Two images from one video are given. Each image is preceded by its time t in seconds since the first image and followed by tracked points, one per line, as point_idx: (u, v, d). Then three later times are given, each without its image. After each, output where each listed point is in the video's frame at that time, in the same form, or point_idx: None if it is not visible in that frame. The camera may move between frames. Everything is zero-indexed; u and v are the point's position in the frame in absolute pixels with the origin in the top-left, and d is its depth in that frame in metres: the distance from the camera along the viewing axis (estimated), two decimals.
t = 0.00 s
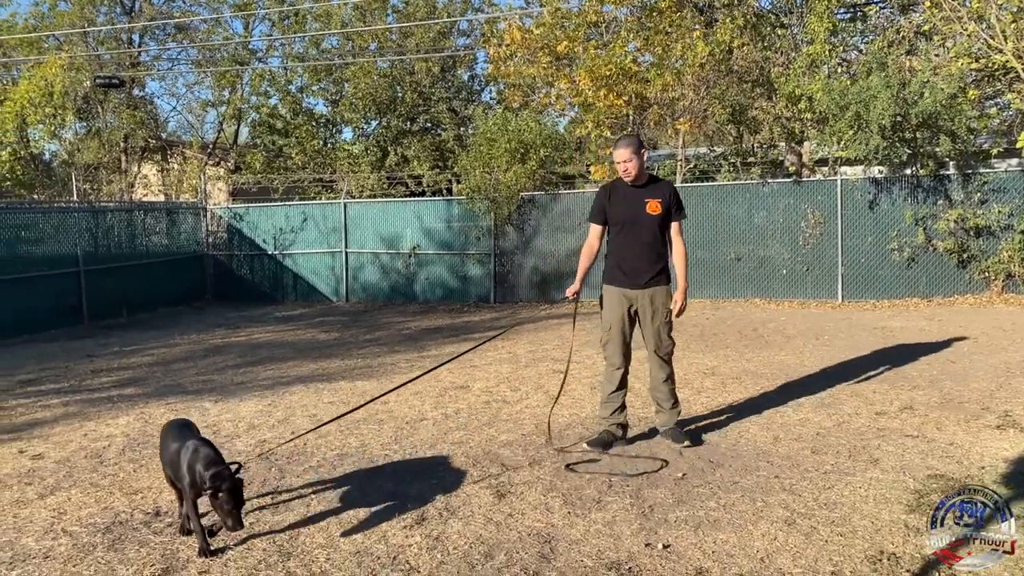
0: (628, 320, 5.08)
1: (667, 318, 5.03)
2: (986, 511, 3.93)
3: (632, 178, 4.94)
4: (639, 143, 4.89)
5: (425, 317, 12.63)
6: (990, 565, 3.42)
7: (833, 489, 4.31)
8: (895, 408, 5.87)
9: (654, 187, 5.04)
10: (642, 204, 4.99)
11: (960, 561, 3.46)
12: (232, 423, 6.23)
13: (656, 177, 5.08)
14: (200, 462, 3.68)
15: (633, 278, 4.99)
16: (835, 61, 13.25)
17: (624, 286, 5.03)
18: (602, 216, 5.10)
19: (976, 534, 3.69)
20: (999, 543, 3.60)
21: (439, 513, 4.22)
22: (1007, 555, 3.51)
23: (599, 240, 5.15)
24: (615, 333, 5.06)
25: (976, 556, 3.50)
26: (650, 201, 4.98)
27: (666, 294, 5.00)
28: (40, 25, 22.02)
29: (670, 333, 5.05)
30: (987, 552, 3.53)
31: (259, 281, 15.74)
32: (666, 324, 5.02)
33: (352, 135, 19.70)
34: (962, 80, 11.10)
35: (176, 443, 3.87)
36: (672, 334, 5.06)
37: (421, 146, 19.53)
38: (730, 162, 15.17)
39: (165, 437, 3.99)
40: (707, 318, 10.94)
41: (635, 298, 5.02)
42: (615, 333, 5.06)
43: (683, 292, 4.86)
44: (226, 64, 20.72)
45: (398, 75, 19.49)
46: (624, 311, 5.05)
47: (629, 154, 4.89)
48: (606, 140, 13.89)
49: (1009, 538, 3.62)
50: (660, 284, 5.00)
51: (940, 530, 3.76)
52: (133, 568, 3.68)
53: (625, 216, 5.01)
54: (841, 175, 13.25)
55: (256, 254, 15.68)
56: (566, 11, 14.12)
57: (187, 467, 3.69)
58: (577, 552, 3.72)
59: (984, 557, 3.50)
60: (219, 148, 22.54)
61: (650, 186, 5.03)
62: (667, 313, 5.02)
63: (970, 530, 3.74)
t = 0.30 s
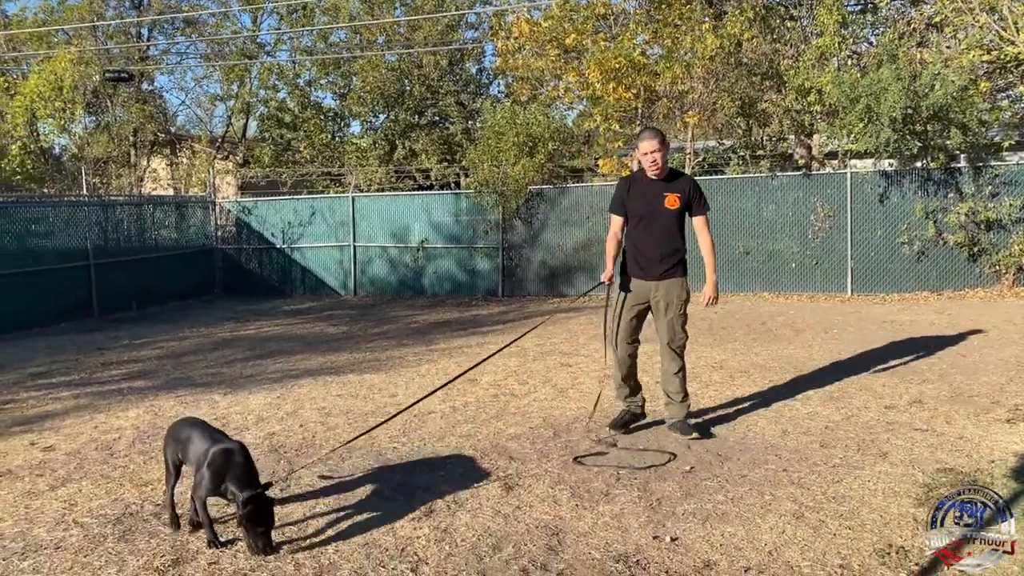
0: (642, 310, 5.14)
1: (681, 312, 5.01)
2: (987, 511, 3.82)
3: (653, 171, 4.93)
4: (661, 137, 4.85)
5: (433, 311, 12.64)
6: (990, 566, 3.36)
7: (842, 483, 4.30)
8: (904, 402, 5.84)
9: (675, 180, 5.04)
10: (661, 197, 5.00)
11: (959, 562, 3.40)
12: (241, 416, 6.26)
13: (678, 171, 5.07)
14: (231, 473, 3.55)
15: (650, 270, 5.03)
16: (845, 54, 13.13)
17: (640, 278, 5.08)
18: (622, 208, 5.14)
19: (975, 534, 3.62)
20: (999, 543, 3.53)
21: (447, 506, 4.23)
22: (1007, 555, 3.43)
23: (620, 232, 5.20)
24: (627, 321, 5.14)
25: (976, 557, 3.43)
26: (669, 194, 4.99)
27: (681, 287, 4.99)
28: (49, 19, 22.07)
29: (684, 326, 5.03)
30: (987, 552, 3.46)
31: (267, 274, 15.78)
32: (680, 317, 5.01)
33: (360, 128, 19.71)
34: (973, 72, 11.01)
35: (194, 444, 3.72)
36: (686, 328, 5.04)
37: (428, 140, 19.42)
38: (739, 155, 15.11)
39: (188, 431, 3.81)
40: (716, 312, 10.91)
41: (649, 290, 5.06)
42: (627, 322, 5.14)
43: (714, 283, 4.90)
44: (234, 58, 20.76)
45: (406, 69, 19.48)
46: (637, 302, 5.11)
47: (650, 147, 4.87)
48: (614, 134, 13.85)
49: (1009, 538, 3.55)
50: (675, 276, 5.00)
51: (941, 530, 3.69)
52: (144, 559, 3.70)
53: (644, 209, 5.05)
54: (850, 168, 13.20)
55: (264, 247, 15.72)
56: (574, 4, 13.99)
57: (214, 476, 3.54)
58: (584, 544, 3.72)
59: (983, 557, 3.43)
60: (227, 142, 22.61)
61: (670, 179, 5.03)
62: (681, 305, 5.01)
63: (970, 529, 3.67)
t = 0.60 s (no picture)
0: (650, 305, 5.16)
1: (687, 305, 5.01)
2: (987, 510, 3.76)
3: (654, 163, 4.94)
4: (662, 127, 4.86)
5: (443, 304, 12.67)
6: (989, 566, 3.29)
7: (852, 476, 4.30)
8: (916, 396, 5.81)
9: (675, 173, 5.05)
10: (661, 190, 5.00)
11: (959, 562, 3.34)
12: (252, 408, 6.29)
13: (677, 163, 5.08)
14: (257, 476, 3.44)
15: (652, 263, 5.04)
16: (857, 45, 12.96)
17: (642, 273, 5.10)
18: (622, 202, 5.12)
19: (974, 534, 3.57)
20: (998, 543, 3.47)
21: (456, 498, 4.24)
22: (1007, 555, 3.38)
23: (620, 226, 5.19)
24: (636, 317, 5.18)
25: (975, 556, 3.37)
26: (669, 187, 4.99)
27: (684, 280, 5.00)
28: (61, 13, 22.14)
29: (691, 319, 5.03)
30: (986, 552, 3.40)
31: (278, 268, 15.84)
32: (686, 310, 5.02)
33: (370, 122, 19.70)
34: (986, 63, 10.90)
35: (216, 439, 3.60)
36: (694, 321, 5.04)
37: (438, 133, 19.33)
38: (750, 147, 15.11)
39: (205, 431, 3.66)
40: (726, 305, 10.88)
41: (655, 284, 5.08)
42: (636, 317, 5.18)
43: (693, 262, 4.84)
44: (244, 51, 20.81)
45: (416, 62, 19.44)
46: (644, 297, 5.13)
47: (652, 138, 4.88)
48: (624, 126, 13.79)
49: (1009, 538, 3.49)
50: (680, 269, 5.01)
51: (940, 531, 3.62)
52: (157, 550, 3.74)
53: (644, 202, 5.05)
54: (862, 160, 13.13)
55: (275, 240, 15.77)
56: None
57: (249, 477, 3.42)
58: (594, 536, 3.73)
59: (983, 557, 3.37)
60: (238, 135, 22.72)
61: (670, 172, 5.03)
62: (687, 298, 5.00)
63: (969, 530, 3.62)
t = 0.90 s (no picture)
0: (655, 302, 5.20)
1: (689, 298, 5.02)
2: (987, 510, 3.74)
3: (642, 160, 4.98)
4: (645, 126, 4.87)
5: (454, 298, 12.69)
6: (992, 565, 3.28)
7: (865, 471, 4.29)
8: (928, 391, 5.80)
9: (668, 167, 5.04)
10: (652, 186, 5.05)
11: (960, 562, 3.32)
12: (265, 401, 6.33)
13: (672, 157, 5.04)
14: (277, 474, 3.44)
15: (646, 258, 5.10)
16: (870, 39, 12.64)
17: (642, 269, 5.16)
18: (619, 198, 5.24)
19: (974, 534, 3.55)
20: (998, 542, 3.45)
21: (469, 491, 4.26)
22: (1007, 555, 3.36)
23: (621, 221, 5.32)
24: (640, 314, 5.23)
25: (976, 556, 3.35)
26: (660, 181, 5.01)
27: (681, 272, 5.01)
28: (74, 7, 22.21)
29: (694, 312, 5.03)
30: (987, 551, 3.39)
31: (289, 261, 15.90)
32: (687, 304, 5.02)
33: (381, 116, 19.73)
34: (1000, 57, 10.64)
35: (232, 438, 3.61)
36: (697, 314, 5.04)
37: (449, 127, 19.43)
38: (763, 141, 14.92)
39: (222, 428, 3.67)
40: (737, 300, 10.85)
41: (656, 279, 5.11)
42: (641, 315, 5.24)
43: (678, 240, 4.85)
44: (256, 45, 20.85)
45: (427, 56, 19.44)
46: (648, 294, 5.18)
47: (635, 137, 4.92)
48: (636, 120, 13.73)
49: (1009, 538, 3.47)
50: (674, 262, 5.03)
51: (940, 530, 3.59)
52: (172, 541, 3.77)
53: (637, 198, 5.12)
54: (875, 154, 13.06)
55: (287, 234, 15.82)
56: None
57: (262, 475, 3.41)
58: (605, 530, 3.75)
59: (983, 556, 3.35)
60: (250, 129, 22.81)
61: (663, 167, 5.03)
62: (688, 291, 5.02)
63: (970, 530, 3.59)
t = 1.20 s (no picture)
0: (662, 298, 5.20)
1: (694, 294, 5.00)
2: (986, 511, 3.65)
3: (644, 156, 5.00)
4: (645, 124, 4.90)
5: (465, 293, 12.71)
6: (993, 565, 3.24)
7: (877, 468, 4.28)
8: (941, 388, 5.77)
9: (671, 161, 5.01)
10: (654, 181, 5.05)
11: (961, 563, 3.27)
12: (278, 395, 6.37)
13: (675, 151, 5.00)
14: (287, 473, 3.44)
15: (650, 251, 5.13)
16: (884, 33, 12.33)
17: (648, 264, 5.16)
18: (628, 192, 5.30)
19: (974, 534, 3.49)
20: (997, 542, 3.40)
21: (481, 486, 4.28)
22: (1006, 555, 3.32)
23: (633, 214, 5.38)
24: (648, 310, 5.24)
25: (976, 556, 3.30)
26: (661, 176, 5.00)
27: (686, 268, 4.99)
28: (87, 3, 22.28)
29: (699, 309, 5.02)
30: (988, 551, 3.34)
31: (301, 256, 15.96)
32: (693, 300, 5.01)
33: (393, 111, 19.76)
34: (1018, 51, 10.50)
35: (249, 437, 3.63)
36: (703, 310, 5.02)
37: (460, 122, 19.44)
38: (775, 137, 14.92)
39: (241, 427, 3.70)
40: (749, 296, 10.82)
41: (662, 275, 5.11)
42: (649, 311, 5.24)
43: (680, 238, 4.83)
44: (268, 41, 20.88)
45: (438, 51, 19.43)
46: (655, 290, 5.18)
47: (636, 133, 4.95)
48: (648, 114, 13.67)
49: (1009, 538, 3.42)
50: (677, 257, 5.02)
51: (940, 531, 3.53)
52: (186, 534, 3.81)
53: (642, 193, 5.14)
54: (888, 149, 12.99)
55: (298, 229, 15.87)
56: None
57: (271, 472, 3.42)
58: (617, 526, 3.76)
59: (983, 556, 3.31)
60: (262, 125, 22.90)
61: (665, 161, 5.02)
62: (693, 287, 5.00)
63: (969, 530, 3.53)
